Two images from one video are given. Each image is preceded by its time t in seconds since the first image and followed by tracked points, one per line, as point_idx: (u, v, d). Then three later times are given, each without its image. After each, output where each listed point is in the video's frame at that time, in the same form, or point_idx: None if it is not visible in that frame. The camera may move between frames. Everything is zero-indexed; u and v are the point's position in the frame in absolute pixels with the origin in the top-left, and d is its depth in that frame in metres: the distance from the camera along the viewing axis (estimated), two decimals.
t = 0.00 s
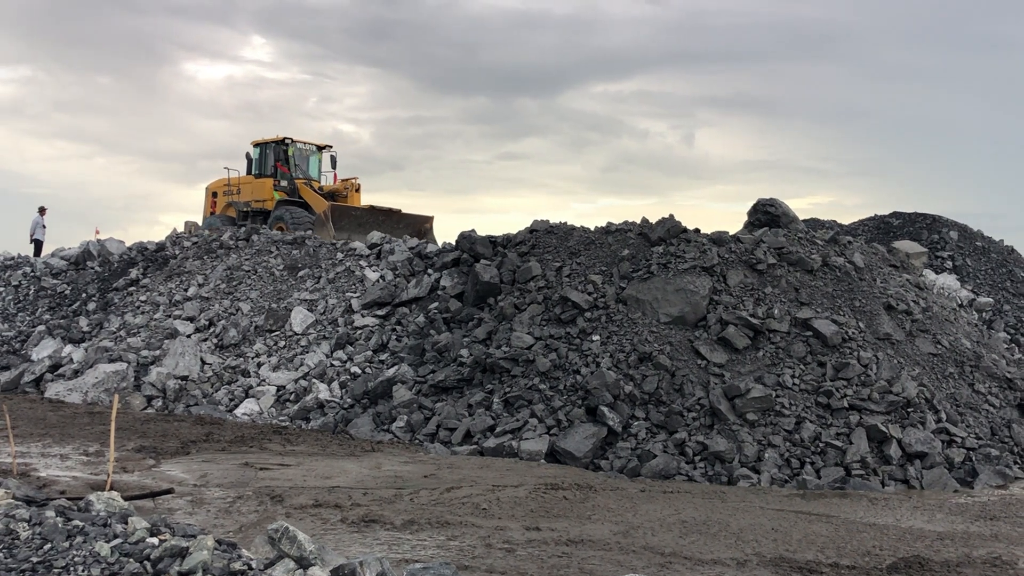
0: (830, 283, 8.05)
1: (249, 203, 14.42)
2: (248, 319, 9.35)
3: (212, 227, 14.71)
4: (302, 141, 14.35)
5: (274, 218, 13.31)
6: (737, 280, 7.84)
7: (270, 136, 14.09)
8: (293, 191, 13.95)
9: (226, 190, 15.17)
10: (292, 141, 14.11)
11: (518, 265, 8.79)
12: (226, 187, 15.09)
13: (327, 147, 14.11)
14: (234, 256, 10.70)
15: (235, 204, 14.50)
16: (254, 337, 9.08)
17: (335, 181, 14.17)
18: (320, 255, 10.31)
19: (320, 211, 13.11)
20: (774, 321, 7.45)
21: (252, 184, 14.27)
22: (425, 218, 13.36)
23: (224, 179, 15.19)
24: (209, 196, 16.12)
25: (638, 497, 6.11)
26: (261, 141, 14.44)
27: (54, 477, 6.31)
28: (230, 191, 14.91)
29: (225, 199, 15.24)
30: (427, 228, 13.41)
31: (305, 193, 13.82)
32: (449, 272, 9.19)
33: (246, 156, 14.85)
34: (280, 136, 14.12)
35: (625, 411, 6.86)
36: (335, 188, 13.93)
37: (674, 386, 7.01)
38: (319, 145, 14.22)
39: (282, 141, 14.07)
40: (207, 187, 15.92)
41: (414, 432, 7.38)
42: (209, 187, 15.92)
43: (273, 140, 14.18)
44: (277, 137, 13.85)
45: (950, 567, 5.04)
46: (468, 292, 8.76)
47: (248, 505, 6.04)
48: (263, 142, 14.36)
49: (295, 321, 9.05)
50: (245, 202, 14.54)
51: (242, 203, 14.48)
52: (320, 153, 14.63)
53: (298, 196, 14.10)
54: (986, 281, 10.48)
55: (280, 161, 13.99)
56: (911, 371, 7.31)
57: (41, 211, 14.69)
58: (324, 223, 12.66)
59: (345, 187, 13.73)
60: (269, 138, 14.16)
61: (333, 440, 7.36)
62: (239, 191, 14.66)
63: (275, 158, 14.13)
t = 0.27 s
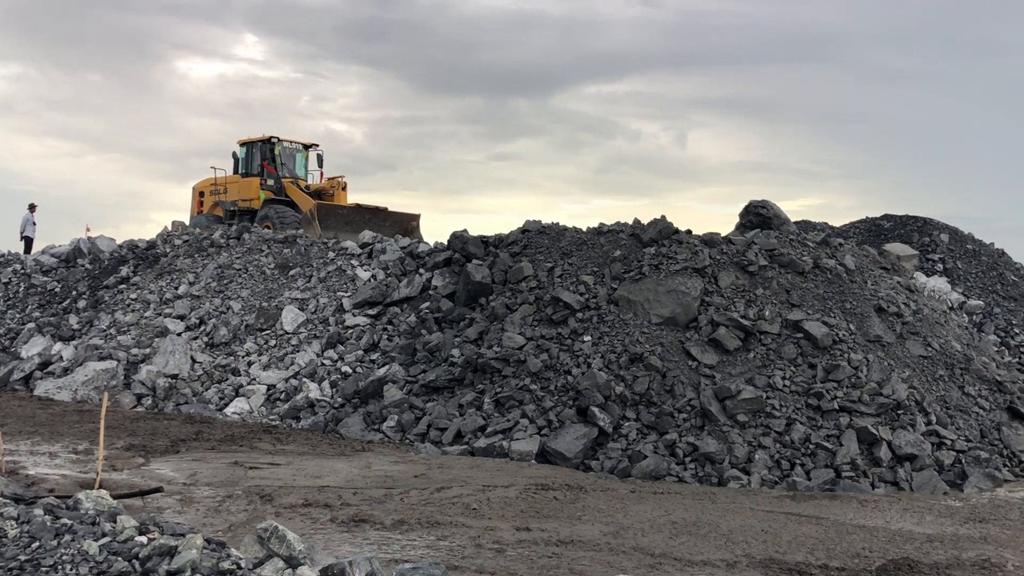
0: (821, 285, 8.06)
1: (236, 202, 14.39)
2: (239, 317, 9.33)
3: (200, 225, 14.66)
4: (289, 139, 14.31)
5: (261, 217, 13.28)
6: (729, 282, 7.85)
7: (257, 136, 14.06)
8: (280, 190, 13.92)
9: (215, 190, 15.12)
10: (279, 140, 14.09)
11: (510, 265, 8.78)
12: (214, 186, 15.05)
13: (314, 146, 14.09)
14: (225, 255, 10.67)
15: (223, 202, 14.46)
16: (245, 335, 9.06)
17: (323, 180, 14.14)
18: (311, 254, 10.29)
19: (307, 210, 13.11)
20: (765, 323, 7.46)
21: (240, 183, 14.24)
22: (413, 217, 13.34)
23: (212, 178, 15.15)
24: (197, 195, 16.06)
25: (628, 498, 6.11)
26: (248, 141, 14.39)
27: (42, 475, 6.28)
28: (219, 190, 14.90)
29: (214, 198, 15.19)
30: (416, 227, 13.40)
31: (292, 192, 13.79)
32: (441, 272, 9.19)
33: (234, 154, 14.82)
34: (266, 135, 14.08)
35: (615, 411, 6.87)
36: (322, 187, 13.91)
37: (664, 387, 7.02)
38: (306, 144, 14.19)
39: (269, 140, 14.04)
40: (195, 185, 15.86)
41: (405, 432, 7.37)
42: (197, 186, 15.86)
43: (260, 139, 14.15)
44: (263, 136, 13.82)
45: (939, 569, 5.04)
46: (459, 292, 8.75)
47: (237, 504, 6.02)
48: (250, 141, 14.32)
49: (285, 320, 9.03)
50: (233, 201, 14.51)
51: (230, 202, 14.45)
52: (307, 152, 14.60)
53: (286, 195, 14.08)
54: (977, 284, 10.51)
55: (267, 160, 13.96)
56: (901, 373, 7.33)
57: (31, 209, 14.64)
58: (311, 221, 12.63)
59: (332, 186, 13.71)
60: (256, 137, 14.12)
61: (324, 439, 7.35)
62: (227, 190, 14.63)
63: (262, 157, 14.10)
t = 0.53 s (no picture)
0: (810, 286, 8.08)
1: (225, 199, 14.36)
2: (227, 315, 9.30)
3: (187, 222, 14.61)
4: (278, 137, 14.26)
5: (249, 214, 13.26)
6: (717, 282, 7.86)
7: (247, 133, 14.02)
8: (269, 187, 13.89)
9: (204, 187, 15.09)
10: (269, 138, 14.04)
11: (499, 263, 8.78)
12: (203, 182, 15.02)
13: (303, 144, 14.05)
14: (214, 252, 10.64)
15: (212, 199, 14.42)
16: (233, 332, 9.04)
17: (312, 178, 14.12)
18: (300, 251, 10.27)
19: (296, 209, 13.08)
20: (753, 323, 7.48)
21: (229, 180, 14.21)
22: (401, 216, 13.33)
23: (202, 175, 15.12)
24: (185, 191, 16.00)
25: (616, 497, 6.12)
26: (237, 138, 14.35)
27: (29, 472, 6.25)
28: (208, 187, 14.87)
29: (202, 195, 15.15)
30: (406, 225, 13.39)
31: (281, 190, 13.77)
32: (431, 270, 9.18)
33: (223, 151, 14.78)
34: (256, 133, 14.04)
35: (604, 411, 6.87)
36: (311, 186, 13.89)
37: (653, 387, 7.03)
38: (295, 142, 14.15)
39: (259, 137, 14.00)
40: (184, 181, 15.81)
41: (393, 430, 7.36)
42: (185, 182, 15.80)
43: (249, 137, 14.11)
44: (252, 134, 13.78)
45: (925, 569, 5.05)
46: (449, 290, 8.75)
47: (225, 502, 6.00)
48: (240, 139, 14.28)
49: (274, 318, 9.01)
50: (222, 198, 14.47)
51: (218, 199, 14.41)
52: (297, 149, 14.56)
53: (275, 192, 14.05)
54: (964, 285, 10.55)
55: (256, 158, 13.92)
56: (889, 374, 7.35)
57: (19, 205, 14.57)
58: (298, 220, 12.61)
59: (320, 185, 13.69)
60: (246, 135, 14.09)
61: (312, 437, 7.34)
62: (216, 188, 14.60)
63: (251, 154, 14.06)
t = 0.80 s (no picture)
0: (798, 285, 8.09)
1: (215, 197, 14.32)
2: (215, 313, 9.28)
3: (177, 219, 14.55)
4: (269, 134, 14.24)
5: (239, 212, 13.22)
6: (706, 281, 7.87)
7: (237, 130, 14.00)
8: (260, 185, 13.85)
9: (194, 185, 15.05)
10: (258, 135, 14.02)
11: (488, 262, 8.78)
12: (194, 180, 14.98)
13: (293, 141, 14.03)
14: (202, 250, 10.61)
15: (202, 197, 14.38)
16: (221, 331, 9.02)
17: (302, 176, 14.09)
18: (289, 250, 10.25)
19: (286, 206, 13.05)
20: (742, 322, 7.49)
21: (220, 178, 14.18)
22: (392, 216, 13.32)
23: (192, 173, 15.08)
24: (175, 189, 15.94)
25: (604, 495, 6.12)
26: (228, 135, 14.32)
27: (15, 470, 6.22)
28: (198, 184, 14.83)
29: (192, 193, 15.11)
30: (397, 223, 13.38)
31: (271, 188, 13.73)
32: (420, 269, 9.17)
33: (214, 148, 14.74)
34: (246, 130, 14.01)
35: (592, 409, 6.87)
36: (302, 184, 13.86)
37: (641, 385, 7.04)
38: (286, 139, 14.12)
39: (249, 134, 13.98)
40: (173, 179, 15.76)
41: (381, 429, 7.35)
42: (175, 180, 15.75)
43: (240, 134, 14.09)
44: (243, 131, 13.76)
45: (912, 568, 5.06)
46: (438, 289, 8.74)
47: (212, 500, 5.98)
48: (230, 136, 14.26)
49: (263, 316, 8.99)
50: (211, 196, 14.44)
51: (208, 197, 14.37)
52: (287, 147, 14.54)
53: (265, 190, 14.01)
54: (952, 284, 10.59)
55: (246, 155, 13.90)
56: (876, 373, 7.37)
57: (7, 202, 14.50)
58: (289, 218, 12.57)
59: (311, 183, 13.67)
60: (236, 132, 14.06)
61: (300, 436, 7.32)
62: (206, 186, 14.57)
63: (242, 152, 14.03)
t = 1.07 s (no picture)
0: (788, 284, 8.11)
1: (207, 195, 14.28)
2: (205, 313, 9.25)
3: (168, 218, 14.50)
4: (261, 133, 14.20)
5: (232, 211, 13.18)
6: (696, 280, 7.88)
7: (230, 129, 13.96)
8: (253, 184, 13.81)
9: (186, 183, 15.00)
10: (250, 134, 14.00)
11: (479, 261, 8.77)
12: (185, 179, 14.93)
13: (286, 140, 14.00)
14: (190, 249, 10.58)
15: (193, 196, 14.34)
16: (211, 330, 9.00)
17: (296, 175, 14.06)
18: (279, 249, 10.23)
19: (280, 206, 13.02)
20: (732, 321, 7.50)
21: (212, 177, 14.14)
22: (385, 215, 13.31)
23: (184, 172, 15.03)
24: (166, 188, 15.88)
25: (594, 494, 6.11)
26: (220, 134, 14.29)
27: (3, 471, 6.19)
28: (190, 183, 14.78)
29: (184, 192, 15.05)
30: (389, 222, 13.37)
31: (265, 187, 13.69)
32: (410, 268, 9.16)
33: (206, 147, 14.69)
34: (238, 128, 13.98)
35: (583, 408, 6.87)
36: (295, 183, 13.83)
37: (632, 384, 7.04)
38: (278, 138, 14.10)
39: (241, 133, 13.95)
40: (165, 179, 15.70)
41: (372, 428, 7.34)
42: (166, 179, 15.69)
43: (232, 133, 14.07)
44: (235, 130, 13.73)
45: (902, 565, 5.07)
46: (428, 288, 8.73)
47: (202, 500, 5.96)
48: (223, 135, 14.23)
49: (252, 316, 8.97)
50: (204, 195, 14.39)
51: (200, 196, 14.33)
52: (279, 146, 14.51)
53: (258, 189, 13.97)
54: (941, 282, 10.62)
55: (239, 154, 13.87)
56: (866, 371, 7.39)
57: None
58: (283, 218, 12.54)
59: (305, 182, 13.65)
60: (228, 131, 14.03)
61: (290, 436, 7.31)
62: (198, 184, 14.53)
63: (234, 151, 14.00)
